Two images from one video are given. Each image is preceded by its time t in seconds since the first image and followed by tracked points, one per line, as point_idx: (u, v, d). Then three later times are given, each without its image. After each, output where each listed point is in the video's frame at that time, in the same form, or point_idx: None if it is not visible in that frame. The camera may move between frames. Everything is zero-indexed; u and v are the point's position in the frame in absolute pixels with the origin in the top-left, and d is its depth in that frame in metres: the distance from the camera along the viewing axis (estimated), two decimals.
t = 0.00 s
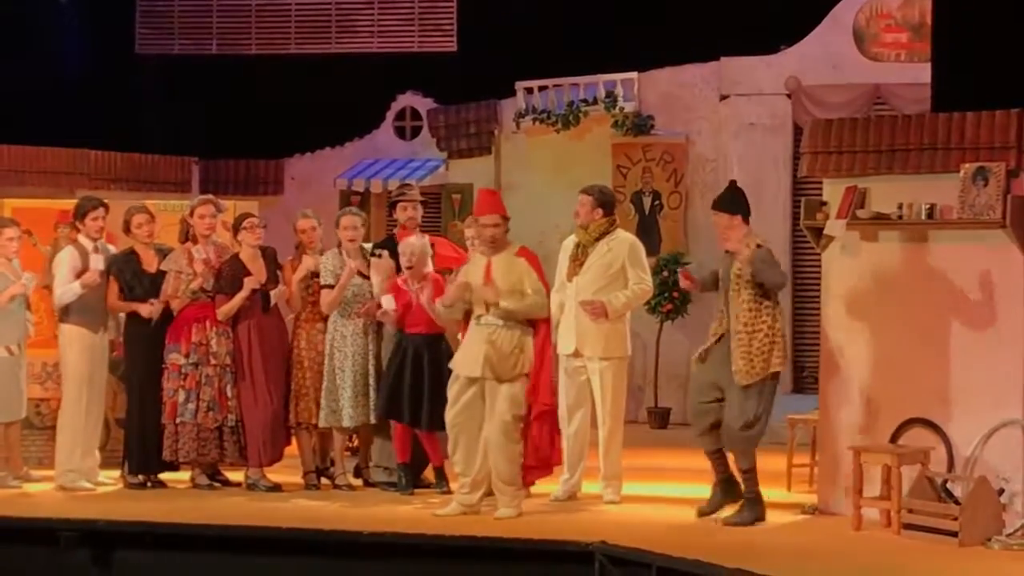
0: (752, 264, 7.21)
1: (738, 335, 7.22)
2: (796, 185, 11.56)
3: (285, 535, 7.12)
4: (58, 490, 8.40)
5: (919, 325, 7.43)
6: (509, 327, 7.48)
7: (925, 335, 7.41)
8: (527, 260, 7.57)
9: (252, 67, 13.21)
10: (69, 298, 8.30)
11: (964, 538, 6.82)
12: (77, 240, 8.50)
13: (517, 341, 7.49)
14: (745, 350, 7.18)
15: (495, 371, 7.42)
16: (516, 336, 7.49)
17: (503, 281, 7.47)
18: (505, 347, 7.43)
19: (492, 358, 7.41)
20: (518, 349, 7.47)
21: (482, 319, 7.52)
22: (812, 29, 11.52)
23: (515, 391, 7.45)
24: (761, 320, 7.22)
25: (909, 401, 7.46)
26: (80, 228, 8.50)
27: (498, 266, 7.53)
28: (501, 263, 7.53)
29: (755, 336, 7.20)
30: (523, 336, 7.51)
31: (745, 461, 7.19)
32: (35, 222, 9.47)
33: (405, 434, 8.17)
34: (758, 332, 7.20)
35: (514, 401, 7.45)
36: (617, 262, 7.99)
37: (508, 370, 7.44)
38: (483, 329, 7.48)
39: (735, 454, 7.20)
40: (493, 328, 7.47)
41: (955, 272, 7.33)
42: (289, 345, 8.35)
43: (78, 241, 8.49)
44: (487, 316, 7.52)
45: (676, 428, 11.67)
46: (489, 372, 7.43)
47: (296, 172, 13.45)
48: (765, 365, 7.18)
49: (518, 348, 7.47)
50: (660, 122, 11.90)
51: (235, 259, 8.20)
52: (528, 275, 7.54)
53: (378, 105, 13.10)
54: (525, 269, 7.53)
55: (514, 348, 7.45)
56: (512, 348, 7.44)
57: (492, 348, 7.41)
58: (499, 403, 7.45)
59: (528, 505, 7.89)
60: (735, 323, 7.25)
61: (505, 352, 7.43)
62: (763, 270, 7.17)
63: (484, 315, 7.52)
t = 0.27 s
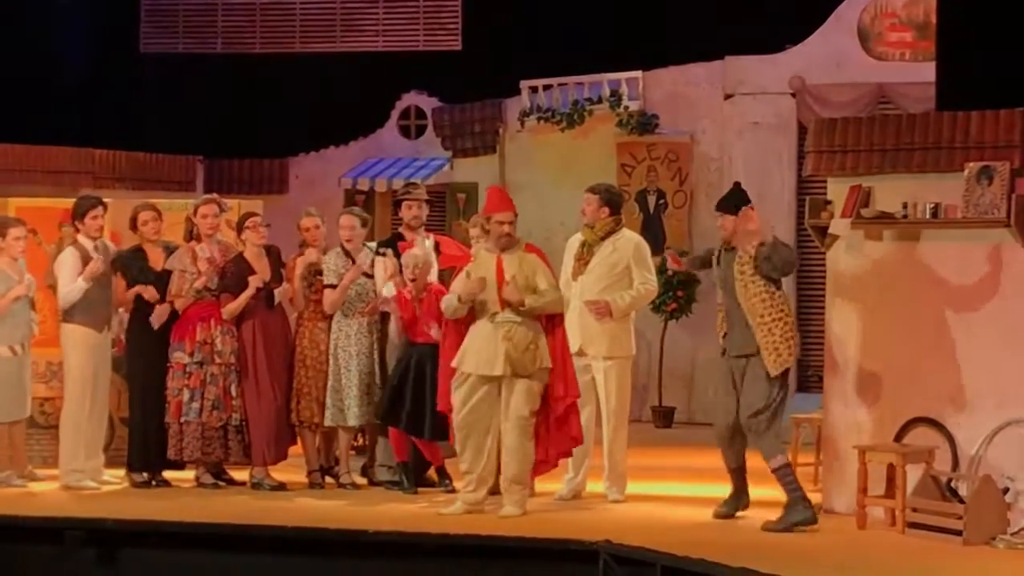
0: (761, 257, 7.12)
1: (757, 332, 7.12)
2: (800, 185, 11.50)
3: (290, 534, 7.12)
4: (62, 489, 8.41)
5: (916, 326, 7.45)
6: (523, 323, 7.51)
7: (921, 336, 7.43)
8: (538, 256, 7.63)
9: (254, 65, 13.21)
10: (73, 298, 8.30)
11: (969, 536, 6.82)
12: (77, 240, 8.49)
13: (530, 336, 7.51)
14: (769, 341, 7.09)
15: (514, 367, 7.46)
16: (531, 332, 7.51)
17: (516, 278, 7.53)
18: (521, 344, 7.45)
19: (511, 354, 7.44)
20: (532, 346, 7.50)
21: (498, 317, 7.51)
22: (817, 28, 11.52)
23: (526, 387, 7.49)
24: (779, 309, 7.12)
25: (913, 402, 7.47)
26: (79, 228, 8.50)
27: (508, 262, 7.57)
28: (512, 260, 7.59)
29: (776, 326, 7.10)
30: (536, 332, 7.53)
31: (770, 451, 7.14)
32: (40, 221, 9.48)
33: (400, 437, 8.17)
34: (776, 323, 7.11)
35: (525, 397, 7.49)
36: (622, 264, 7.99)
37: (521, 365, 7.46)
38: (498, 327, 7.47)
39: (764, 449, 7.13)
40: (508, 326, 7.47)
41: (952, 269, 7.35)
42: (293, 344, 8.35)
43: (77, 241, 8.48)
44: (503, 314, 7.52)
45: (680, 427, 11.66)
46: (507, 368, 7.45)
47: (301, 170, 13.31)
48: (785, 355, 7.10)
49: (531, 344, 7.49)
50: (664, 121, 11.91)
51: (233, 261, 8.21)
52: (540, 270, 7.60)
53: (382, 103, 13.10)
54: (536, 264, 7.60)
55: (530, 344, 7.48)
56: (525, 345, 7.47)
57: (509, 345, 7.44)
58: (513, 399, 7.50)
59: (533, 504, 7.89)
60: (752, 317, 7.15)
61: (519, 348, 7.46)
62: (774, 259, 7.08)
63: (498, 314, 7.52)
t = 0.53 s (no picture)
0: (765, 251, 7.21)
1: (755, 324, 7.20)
2: (803, 184, 11.52)
3: (294, 534, 7.12)
4: (65, 489, 8.41)
5: (911, 331, 7.47)
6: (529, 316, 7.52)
7: (915, 342, 7.46)
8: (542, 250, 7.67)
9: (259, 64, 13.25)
10: (76, 301, 8.31)
11: (972, 536, 6.82)
12: (78, 241, 8.48)
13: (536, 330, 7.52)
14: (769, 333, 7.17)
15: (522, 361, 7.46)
16: (537, 326, 7.52)
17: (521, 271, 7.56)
18: (528, 337, 7.46)
19: (518, 346, 7.45)
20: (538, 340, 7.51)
21: (505, 311, 7.54)
22: (820, 27, 11.52)
23: (529, 382, 7.53)
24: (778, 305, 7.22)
25: (916, 401, 7.47)
26: (79, 229, 8.49)
27: (516, 256, 7.60)
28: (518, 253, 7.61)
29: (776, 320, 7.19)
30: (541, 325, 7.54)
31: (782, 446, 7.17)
32: (45, 221, 9.48)
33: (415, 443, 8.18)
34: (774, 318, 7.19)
35: (529, 391, 7.53)
36: (626, 263, 7.99)
37: (529, 361, 7.47)
38: (505, 321, 7.50)
39: (768, 442, 7.19)
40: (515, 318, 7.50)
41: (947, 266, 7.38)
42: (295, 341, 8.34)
43: (78, 241, 8.47)
44: (509, 308, 7.55)
45: (683, 426, 11.66)
46: (515, 362, 7.47)
47: (304, 169, 13.27)
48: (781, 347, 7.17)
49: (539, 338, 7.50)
50: (667, 121, 11.91)
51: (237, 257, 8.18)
52: (545, 263, 7.62)
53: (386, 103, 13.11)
54: (541, 257, 7.62)
55: (537, 338, 7.49)
56: (534, 339, 7.48)
57: (516, 338, 7.45)
58: (517, 394, 7.53)
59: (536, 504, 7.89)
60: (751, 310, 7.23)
61: (528, 342, 7.46)
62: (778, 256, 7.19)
63: (505, 307, 7.55)
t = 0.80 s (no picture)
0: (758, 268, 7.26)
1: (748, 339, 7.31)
2: (805, 184, 11.48)
3: (295, 534, 7.12)
4: (66, 489, 8.41)
5: (900, 330, 7.50)
6: (523, 315, 7.51)
7: (904, 341, 7.49)
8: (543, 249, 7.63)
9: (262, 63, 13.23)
10: (78, 304, 8.31)
11: (974, 535, 6.82)
12: (78, 241, 8.48)
13: (529, 328, 7.50)
14: (761, 350, 7.27)
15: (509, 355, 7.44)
16: (530, 324, 7.51)
17: (516, 270, 7.54)
18: (518, 333, 7.46)
19: (506, 343, 7.45)
20: (531, 337, 7.49)
21: (496, 305, 7.56)
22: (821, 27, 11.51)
23: (529, 380, 7.50)
24: (772, 321, 7.30)
25: (916, 401, 7.47)
26: (79, 230, 8.48)
27: (514, 253, 7.58)
28: (516, 250, 7.59)
29: (767, 336, 7.28)
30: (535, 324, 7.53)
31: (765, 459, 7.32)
32: (46, 221, 9.50)
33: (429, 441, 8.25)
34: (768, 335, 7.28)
35: (528, 390, 7.50)
36: (629, 263, 8.00)
37: (525, 359, 7.45)
38: (495, 316, 7.52)
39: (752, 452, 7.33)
40: (505, 315, 7.50)
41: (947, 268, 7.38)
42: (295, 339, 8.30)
43: (77, 241, 8.47)
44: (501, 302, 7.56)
45: (685, 426, 11.66)
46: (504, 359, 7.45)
47: (306, 169, 13.28)
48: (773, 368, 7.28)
49: (532, 336, 7.49)
50: (670, 120, 11.90)
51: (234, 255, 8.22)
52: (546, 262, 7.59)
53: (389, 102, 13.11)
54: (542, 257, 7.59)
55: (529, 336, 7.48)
56: (528, 338, 7.47)
57: (505, 334, 7.46)
58: (516, 391, 7.48)
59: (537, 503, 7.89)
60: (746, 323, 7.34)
61: (520, 339, 7.46)
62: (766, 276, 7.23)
63: (495, 302, 7.57)
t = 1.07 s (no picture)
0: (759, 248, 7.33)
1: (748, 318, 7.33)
2: (806, 182, 11.51)
3: (297, 532, 7.12)
4: (68, 487, 8.41)
5: (898, 330, 7.51)
6: (512, 311, 7.52)
7: (902, 342, 7.50)
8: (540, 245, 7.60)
9: (263, 61, 13.23)
10: (79, 301, 8.29)
11: (975, 534, 6.81)
12: (78, 240, 8.46)
13: (519, 325, 7.50)
14: (762, 331, 7.30)
15: (492, 353, 7.47)
16: (518, 319, 7.51)
17: (506, 269, 7.55)
18: (503, 329, 7.48)
19: (490, 340, 7.48)
20: (519, 332, 7.48)
21: (486, 302, 7.60)
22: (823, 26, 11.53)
23: (520, 376, 7.51)
24: (771, 302, 7.31)
25: (916, 399, 7.47)
26: (78, 228, 8.46)
27: (508, 251, 7.58)
28: (511, 249, 7.59)
29: (767, 317, 7.31)
30: (527, 319, 7.52)
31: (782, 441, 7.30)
32: (48, 218, 9.52)
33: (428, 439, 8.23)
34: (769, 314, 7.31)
35: (519, 386, 7.51)
36: (632, 260, 7.99)
37: (511, 355, 7.47)
38: (484, 312, 7.56)
39: (767, 438, 7.32)
40: (492, 313, 7.53)
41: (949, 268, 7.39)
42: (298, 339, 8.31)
43: (77, 240, 8.45)
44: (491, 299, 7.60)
45: (686, 424, 11.67)
46: (487, 354, 7.48)
47: (308, 168, 13.28)
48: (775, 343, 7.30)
49: (520, 330, 7.49)
50: (671, 119, 11.91)
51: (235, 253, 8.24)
52: (539, 256, 7.55)
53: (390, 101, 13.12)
54: (535, 251, 7.57)
55: (514, 331, 7.48)
56: (514, 333, 7.48)
57: (491, 331, 7.49)
58: (505, 388, 7.51)
59: (539, 501, 7.89)
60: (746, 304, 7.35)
61: (505, 335, 7.48)
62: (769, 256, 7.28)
63: (487, 299, 7.60)
